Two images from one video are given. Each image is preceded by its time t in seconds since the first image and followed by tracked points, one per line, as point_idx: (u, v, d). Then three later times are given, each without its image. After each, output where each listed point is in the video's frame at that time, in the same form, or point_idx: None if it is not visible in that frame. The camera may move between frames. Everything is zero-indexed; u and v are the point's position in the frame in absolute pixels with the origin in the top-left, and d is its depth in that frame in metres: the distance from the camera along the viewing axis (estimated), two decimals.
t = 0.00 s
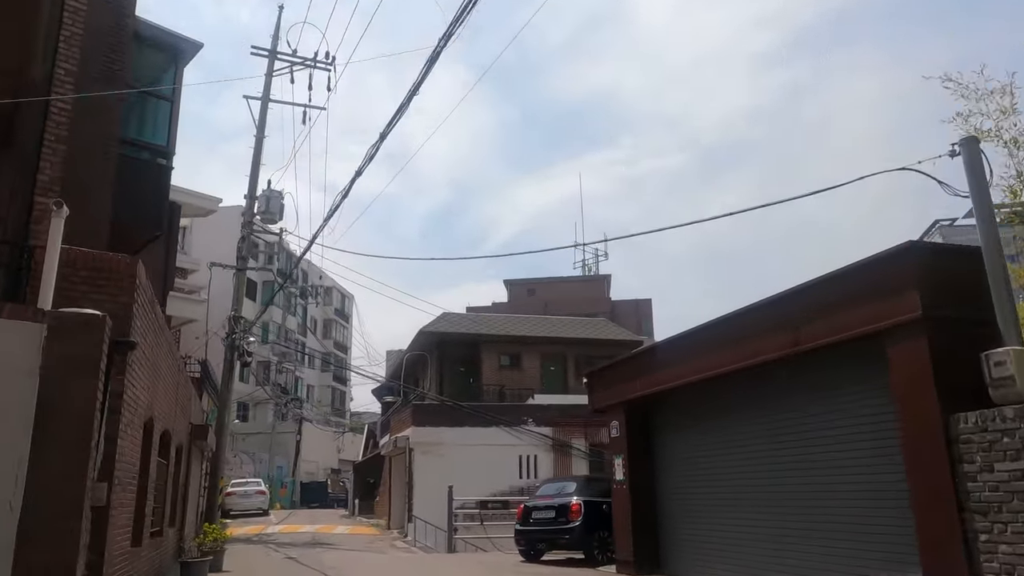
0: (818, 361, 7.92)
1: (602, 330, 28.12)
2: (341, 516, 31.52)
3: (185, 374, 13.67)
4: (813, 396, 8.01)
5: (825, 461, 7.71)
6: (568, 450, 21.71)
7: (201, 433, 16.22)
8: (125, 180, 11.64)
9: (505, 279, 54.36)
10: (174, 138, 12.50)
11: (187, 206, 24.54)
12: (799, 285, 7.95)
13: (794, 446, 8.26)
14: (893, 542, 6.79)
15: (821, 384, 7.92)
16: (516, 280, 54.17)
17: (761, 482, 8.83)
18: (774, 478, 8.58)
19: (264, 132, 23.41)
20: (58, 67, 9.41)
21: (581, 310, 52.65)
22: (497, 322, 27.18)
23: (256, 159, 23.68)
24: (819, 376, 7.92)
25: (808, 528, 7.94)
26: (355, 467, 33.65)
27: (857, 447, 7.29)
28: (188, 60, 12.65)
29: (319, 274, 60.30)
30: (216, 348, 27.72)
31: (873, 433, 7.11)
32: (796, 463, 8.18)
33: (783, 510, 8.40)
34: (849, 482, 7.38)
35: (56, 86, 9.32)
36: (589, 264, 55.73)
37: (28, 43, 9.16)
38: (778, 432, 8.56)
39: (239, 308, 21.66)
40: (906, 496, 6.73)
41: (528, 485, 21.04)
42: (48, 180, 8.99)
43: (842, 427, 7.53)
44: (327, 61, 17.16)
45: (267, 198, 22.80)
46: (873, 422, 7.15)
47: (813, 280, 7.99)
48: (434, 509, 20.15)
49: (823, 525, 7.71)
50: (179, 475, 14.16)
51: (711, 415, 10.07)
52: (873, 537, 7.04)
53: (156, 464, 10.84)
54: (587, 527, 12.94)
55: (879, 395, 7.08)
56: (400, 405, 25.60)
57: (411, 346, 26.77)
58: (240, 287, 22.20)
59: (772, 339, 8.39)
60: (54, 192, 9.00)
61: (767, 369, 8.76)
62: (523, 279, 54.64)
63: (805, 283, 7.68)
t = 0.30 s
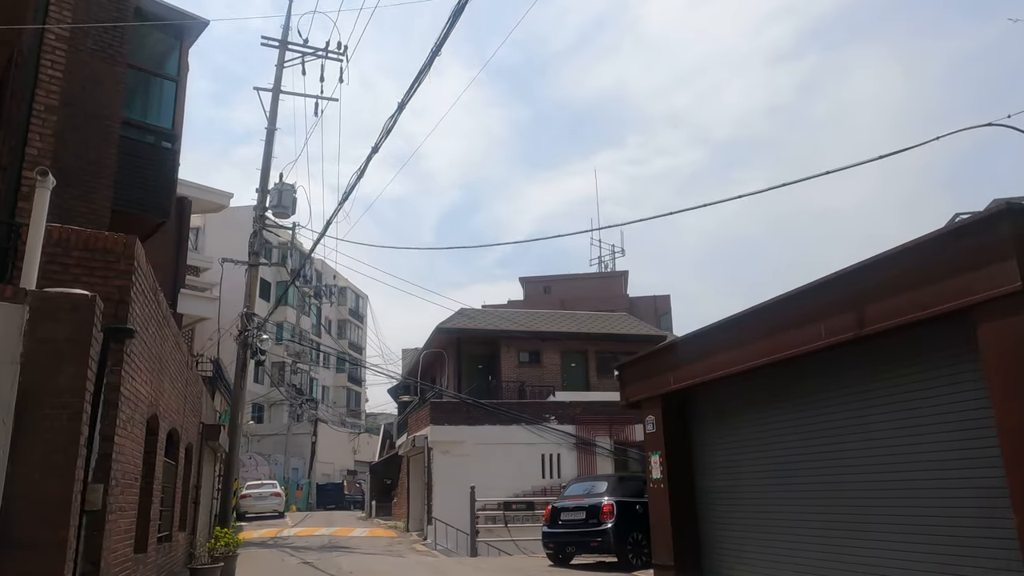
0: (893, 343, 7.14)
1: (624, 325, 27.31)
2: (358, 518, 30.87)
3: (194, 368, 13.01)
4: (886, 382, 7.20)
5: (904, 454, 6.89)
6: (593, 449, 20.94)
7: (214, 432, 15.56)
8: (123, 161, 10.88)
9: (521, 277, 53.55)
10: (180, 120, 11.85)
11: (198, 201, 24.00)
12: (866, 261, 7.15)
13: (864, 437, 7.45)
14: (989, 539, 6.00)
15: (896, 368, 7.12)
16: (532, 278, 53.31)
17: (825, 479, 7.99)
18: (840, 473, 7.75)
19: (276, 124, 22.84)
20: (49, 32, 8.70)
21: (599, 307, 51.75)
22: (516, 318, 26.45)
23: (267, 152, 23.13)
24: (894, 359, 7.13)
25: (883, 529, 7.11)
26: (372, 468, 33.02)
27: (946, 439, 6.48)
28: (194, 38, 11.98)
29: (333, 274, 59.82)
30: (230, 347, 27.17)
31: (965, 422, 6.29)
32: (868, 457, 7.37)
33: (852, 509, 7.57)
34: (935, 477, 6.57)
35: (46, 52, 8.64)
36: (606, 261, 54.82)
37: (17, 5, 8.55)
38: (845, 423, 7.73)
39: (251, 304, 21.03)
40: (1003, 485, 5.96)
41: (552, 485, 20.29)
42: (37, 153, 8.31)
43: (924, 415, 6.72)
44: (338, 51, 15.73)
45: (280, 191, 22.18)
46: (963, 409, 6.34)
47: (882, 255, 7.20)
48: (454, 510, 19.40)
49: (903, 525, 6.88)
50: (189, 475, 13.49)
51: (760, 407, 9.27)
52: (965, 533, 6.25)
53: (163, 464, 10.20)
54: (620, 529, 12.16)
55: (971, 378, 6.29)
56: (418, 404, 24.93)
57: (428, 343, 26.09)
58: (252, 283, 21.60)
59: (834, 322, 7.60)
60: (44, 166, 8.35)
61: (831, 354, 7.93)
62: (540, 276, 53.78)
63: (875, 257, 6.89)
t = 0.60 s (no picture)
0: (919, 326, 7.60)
1: (637, 319, 26.51)
2: (364, 521, 30.06)
3: (191, 364, 12.33)
4: (925, 368, 7.54)
5: (970, 434, 6.99)
6: (608, 448, 20.17)
7: (213, 433, 14.85)
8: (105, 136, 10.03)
9: (528, 274, 52.71)
10: (170, 98, 11.09)
11: (198, 195, 23.20)
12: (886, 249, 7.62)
13: (910, 424, 7.65)
14: None
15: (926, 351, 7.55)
16: (539, 275, 52.43)
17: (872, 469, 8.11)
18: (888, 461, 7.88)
19: (277, 115, 22.12)
20: None
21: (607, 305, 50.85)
22: (526, 313, 25.68)
23: (268, 144, 22.46)
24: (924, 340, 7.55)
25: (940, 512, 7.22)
26: (379, 469, 32.29)
27: None
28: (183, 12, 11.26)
29: (337, 273, 59.07)
30: (232, 347, 26.42)
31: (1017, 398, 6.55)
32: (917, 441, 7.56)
33: (903, 498, 7.67)
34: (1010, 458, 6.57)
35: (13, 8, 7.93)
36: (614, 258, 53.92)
37: None
38: (888, 411, 7.96)
39: (252, 300, 20.26)
40: None
41: (566, 485, 19.52)
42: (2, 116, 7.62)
43: (994, 398, 6.78)
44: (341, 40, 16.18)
45: (280, 183, 21.46)
46: None
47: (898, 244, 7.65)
48: (465, 513, 18.59)
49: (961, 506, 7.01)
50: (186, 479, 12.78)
51: (787, 401, 9.45)
52: None
53: (156, 465, 9.48)
54: (645, 531, 11.37)
55: (1009, 355, 6.67)
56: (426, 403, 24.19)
57: (435, 341, 25.34)
58: (253, 278, 20.84)
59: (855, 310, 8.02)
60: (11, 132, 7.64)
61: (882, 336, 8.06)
62: (547, 274, 52.90)
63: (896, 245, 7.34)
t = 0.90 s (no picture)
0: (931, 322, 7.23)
1: (650, 313, 25.73)
2: (371, 521, 29.40)
3: (186, 356, 11.72)
4: (924, 370, 7.28)
5: (979, 437, 6.64)
6: (623, 445, 19.37)
7: (211, 430, 14.21)
8: (86, 109, 9.30)
9: (535, 271, 51.93)
10: (159, 73, 10.35)
11: (198, 187, 22.47)
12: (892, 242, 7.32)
13: (909, 426, 7.40)
14: None
15: (936, 350, 7.17)
16: (547, 272, 51.62)
17: (866, 472, 7.91)
18: (882, 464, 7.68)
19: (278, 103, 21.46)
20: None
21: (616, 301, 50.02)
22: (535, 307, 24.95)
23: (269, 134, 21.80)
24: (939, 336, 7.13)
25: (934, 517, 7.02)
26: (386, 468, 31.63)
27: None
28: None
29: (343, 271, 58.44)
30: (235, 344, 25.75)
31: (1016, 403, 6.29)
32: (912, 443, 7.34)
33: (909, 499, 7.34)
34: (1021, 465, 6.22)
35: None
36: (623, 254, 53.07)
37: None
38: (886, 412, 7.71)
39: (253, 294, 19.57)
40: None
41: (579, 484, 18.79)
42: None
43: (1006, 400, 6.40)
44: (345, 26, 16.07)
45: (282, 173, 20.80)
46: None
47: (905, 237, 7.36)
48: (475, 513, 17.91)
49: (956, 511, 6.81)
50: (182, 478, 12.16)
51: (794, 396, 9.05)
52: None
53: (144, 464, 8.82)
54: (669, 532, 10.63)
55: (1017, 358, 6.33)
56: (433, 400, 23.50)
57: (443, 336, 24.63)
58: (254, 271, 20.16)
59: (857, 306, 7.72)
60: None
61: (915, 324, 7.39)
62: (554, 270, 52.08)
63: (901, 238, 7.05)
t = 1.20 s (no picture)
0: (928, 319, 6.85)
1: (656, 306, 24.97)
2: (370, 522, 28.61)
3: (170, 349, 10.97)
4: (922, 370, 6.95)
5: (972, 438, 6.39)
6: (632, 442, 18.57)
7: (199, 428, 13.44)
8: (54, 80, 8.55)
9: (536, 267, 51.11)
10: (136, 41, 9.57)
11: (188, 177, 21.60)
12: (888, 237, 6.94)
13: (902, 426, 7.14)
14: None
15: (944, 347, 6.71)
16: (548, 268, 50.80)
17: (862, 472, 7.62)
18: (877, 466, 7.40)
19: (271, 89, 20.66)
20: None
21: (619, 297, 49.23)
22: (539, 300, 24.20)
23: (262, 122, 21.01)
24: (972, 322, 6.45)
25: (931, 520, 6.75)
26: (386, 468, 30.86)
27: None
28: None
29: (340, 268, 57.64)
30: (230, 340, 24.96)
31: (1016, 406, 5.99)
32: (910, 444, 7.03)
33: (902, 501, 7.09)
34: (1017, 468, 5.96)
35: None
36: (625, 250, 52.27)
37: None
38: (881, 412, 7.41)
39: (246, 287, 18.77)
40: None
41: (585, 484, 18.00)
42: None
43: (1001, 400, 6.14)
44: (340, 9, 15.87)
45: (275, 162, 20.01)
46: None
47: (904, 231, 6.97)
48: (477, 515, 17.15)
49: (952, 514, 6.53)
50: (166, 478, 11.40)
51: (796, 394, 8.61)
52: None
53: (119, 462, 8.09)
54: (689, 535, 9.87)
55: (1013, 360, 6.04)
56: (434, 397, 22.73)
57: (443, 331, 23.85)
58: (247, 264, 19.36)
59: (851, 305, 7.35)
60: None
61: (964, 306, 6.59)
62: (555, 267, 51.25)
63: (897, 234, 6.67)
